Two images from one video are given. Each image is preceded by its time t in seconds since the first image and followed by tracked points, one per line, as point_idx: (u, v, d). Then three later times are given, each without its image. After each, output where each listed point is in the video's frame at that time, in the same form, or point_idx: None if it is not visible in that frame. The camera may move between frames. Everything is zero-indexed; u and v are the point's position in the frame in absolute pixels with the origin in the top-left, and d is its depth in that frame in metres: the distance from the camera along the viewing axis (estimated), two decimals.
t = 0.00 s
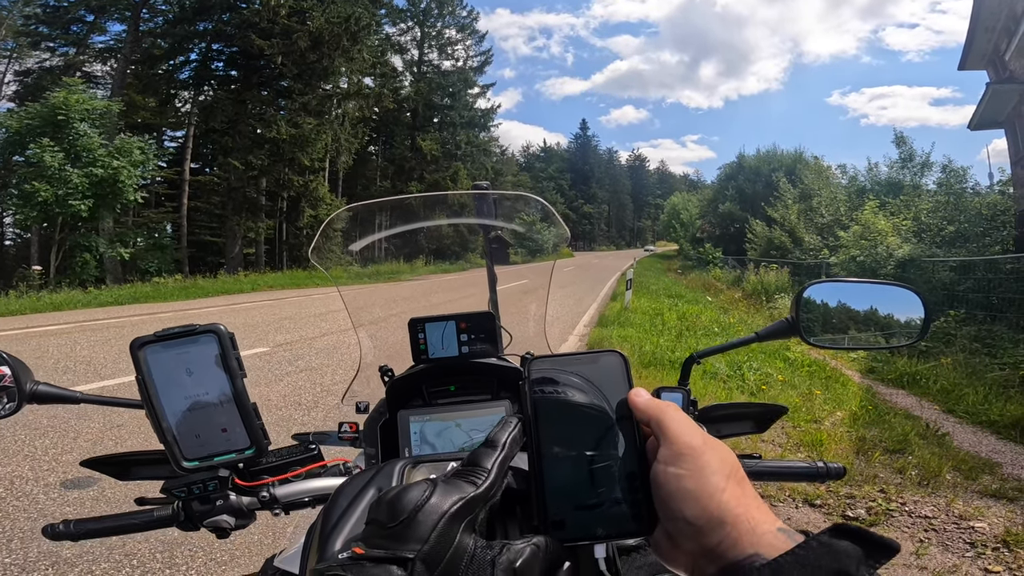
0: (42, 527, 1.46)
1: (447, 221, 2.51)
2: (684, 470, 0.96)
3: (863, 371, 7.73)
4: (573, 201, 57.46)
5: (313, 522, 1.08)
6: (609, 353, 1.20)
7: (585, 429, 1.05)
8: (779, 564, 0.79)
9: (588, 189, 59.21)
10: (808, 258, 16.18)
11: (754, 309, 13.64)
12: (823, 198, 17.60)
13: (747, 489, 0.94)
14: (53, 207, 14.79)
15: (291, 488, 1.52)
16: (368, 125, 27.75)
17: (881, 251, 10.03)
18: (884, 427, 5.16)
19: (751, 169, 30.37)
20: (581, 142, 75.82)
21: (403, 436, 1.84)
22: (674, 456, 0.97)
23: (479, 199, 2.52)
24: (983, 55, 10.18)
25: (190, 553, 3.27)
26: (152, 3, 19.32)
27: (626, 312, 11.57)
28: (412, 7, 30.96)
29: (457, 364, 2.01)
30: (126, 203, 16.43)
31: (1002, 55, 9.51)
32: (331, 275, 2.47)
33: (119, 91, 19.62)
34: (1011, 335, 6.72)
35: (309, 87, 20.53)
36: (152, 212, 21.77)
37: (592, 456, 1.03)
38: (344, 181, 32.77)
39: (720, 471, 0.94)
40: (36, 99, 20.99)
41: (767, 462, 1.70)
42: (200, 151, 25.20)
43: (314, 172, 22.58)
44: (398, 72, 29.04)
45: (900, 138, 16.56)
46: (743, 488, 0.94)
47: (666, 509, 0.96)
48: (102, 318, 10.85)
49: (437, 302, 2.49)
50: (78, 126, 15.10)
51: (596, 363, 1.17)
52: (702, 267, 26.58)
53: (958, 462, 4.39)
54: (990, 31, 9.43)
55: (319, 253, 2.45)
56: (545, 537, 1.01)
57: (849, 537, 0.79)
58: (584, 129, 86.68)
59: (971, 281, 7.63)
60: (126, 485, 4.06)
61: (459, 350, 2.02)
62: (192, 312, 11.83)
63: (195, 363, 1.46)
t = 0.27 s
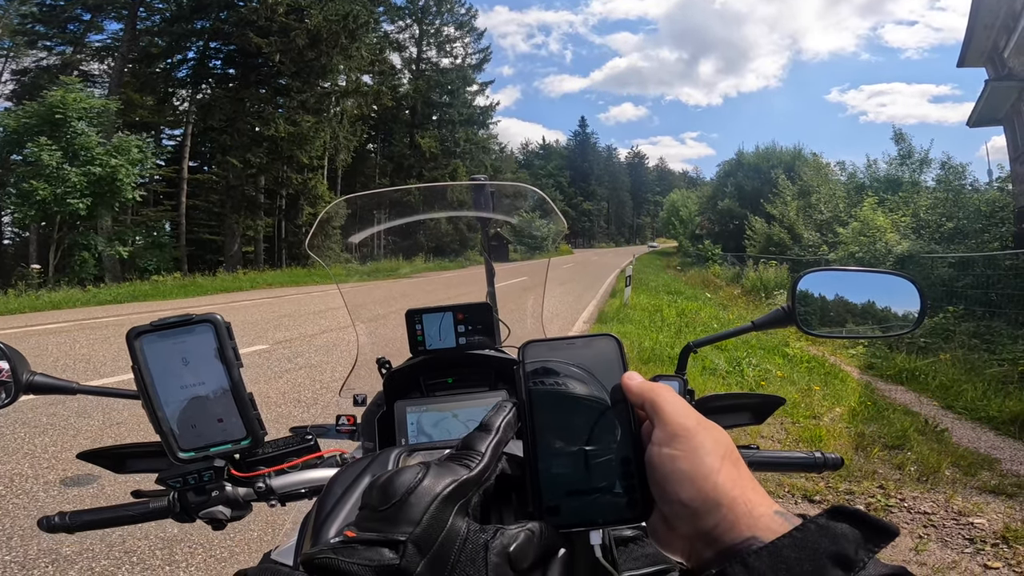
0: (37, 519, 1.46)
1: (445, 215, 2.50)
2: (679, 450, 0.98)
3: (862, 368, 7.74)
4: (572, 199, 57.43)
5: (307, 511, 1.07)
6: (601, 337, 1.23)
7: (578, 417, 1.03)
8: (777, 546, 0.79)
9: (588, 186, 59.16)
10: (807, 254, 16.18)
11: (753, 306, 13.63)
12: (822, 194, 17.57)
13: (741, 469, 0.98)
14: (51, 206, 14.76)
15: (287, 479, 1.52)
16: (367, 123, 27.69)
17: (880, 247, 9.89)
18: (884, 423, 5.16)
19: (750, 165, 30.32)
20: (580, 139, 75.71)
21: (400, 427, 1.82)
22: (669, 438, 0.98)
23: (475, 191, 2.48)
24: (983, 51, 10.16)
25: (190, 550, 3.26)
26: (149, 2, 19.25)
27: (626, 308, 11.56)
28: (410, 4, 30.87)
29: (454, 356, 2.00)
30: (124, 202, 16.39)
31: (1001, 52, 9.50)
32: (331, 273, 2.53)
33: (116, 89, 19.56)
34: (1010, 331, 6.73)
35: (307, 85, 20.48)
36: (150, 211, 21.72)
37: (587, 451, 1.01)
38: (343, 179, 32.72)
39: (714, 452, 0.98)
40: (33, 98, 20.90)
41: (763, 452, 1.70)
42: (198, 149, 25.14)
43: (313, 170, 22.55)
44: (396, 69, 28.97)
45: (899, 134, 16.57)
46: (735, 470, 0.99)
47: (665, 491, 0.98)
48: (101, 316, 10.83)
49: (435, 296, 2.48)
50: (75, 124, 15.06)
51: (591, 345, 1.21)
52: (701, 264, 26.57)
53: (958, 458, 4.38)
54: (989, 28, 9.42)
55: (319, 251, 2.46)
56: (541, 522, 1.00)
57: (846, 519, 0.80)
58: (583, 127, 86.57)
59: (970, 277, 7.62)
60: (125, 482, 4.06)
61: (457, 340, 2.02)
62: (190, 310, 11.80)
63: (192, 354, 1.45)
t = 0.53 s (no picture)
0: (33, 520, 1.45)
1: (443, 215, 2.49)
2: (674, 451, 0.95)
3: (859, 367, 7.76)
4: (570, 198, 57.46)
5: (305, 511, 1.07)
6: (598, 337, 1.23)
7: (576, 416, 1.04)
8: (772, 546, 0.79)
9: (585, 185, 59.22)
10: (804, 254, 16.23)
11: (751, 305, 13.66)
12: (819, 194, 17.61)
13: (736, 469, 0.94)
14: (47, 205, 14.72)
15: (285, 479, 1.52)
16: (365, 122, 27.67)
17: (877, 247, 9.93)
18: (880, 422, 5.18)
19: (748, 165, 30.36)
20: (578, 138, 75.79)
21: (397, 427, 1.83)
22: (664, 438, 0.96)
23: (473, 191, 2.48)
24: (980, 52, 10.22)
25: (187, 549, 3.26)
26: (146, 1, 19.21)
27: (624, 308, 11.57)
28: (408, 4, 30.83)
29: (451, 356, 2.00)
30: (121, 201, 16.34)
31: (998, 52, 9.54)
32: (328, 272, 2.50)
33: (113, 88, 19.51)
34: (1006, 331, 6.76)
35: (305, 84, 20.44)
36: (147, 210, 21.67)
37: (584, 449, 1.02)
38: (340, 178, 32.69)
39: (710, 452, 0.94)
40: (29, 97, 20.83)
41: (761, 452, 1.70)
42: (195, 148, 25.10)
43: (310, 169, 22.52)
44: (394, 69, 28.96)
45: (896, 134, 16.63)
46: (733, 470, 0.94)
47: (659, 491, 0.95)
48: (97, 315, 10.80)
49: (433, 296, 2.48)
50: (72, 123, 15.01)
51: (588, 344, 1.20)
52: (699, 263, 26.60)
53: (954, 457, 4.39)
54: (986, 28, 9.47)
55: (315, 250, 2.43)
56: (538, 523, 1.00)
57: (842, 521, 0.80)
58: (581, 126, 86.61)
59: (967, 277, 7.64)
60: (122, 481, 4.05)
61: (454, 340, 2.00)
62: (188, 309, 11.79)
63: (189, 354, 1.44)
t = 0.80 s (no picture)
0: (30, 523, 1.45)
1: (442, 216, 2.47)
2: (665, 456, 0.95)
3: (855, 368, 7.78)
4: (568, 198, 57.50)
5: (303, 518, 1.07)
6: (595, 345, 1.24)
7: (572, 421, 1.05)
8: (764, 550, 0.79)
9: (583, 185, 59.30)
10: (801, 254, 16.27)
11: (748, 306, 13.69)
12: (815, 195, 17.66)
13: (729, 474, 0.93)
14: (43, 204, 14.68)
15: (282, 483, 1.52)
16: (363, 122, 27.63)
17: (873, 248, 9.94)
18: (876, 422, 5.19)
19: (745, 165, 30.41)
20: (576, 139, 75.84)
21: (395, 430, 1.83)
22: (656, 444, 0.96)
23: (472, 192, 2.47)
24: (977, 54, 10.27)
25: (184, 550, 3.25)
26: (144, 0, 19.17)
27: (621, 308, 11.59)
28: (407, 3, 30.81)
29: (448, 358, 2.00)
30: (117, 200, 16.29)
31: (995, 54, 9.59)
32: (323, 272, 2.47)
33: (110, 88, 19.46)
34: (1002, 332, 6.79)
35: (302, 84, 20.42)
36: (144, 209, 21.62)
37: (580, 452, 1.03)
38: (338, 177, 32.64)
39: (701, 457, 0.93)
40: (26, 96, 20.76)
41: (757, 456, 1.71)
42: (192, 148, 25.06)
43: (308, 169, 22.46)
44: (392, 68, 28.94)
45: (892, 135, 16.69)
46: (725, 475, 0.93)
47: (652, 497, 0.95)
48: (94, 315, 10.78)
49: (430, 298, 2.48)
50: (68, 123, 14.98)
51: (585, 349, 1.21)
52: (696, 263, 26.65)
53: (949, 458, 4.40)
54: (983, 30, 9.51)
55: (312, 250, 2.38)
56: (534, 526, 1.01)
57: (833, 525, 0.80)
58: (579, 126, 86.63)
59: (963, 278, 7.67)
60: (118, 482, 4.04)
61: (451, 343, 2.01)
62: (184, 310, 11.77)
63: (186, 358, 1.44)
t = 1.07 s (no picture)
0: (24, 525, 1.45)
1: (439, 216, 2.48)
2: (665, 455, 0.97)
3: (851, 369, 7.80)
4: (565, 199, 57.53)
5: (300, 518, 1.07)
6: (595, 345, 1.21)
7: (570, 421, 1.05)
8: (760, 551, 0.80)
9: (581, 186, 59.34)
10: (797, 256, 16.30)
11: (744, 307, 13.72)
12: (812, 196, 17.71)
13: (726, 474, 0.95)
14: (39, 204, 14.63)
15: (279, 484, 1.52)
16: (360, 122, 27.60)
17: (869, 249, 9.94)
18: (872, 424, 5.20)
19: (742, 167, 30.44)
20: (573, 140, 75.91)
21: (392, 432, 1.83)
22: (655, 443, 0.98)
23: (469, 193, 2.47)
24: (973, 56, 10.32)
25: (180, 551, 3.24)
26: None
27: (618, 309, 11.59)
28: (405, 4, 30.79)
29: (445, 359, 2.00)
30: (113, 200, 16.23)
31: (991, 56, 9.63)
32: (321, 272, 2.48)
33: (106, 87, 19.41)
34: (997, 333, 6.81)
35: (300, 84, 20.39)
36: (140, 209, 21.56)
37: (578, 451, 1.03)
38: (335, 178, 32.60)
39: (700, 456, 0.95)
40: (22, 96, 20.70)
41: (753, 457, 1.71)
42: (188, 147, 25.01)
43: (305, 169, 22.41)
44: (390, 69, 28.92)
45: (889, 137, 16.73)
46: (724, 475, 0.96)
47: (650, 494, 0.97)
48: (90, 315, 10.75)
49: (427, 298, 2.47)
50: (65, 122, 14.94)
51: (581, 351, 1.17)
52: (693, 265, 26.69)
53: (945, 459, 4.41)
54: (980, 32, 9.55)
55: (309, 250, 2.46)
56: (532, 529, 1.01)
57: (828, 525, 0.80)
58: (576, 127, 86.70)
59: (958, 280, 7.70)
60: (114, 483, 4.03)
61: (449, 345, 2.01)
62: (180, 310, 11.73)
63: (181, 359, 1.44)
